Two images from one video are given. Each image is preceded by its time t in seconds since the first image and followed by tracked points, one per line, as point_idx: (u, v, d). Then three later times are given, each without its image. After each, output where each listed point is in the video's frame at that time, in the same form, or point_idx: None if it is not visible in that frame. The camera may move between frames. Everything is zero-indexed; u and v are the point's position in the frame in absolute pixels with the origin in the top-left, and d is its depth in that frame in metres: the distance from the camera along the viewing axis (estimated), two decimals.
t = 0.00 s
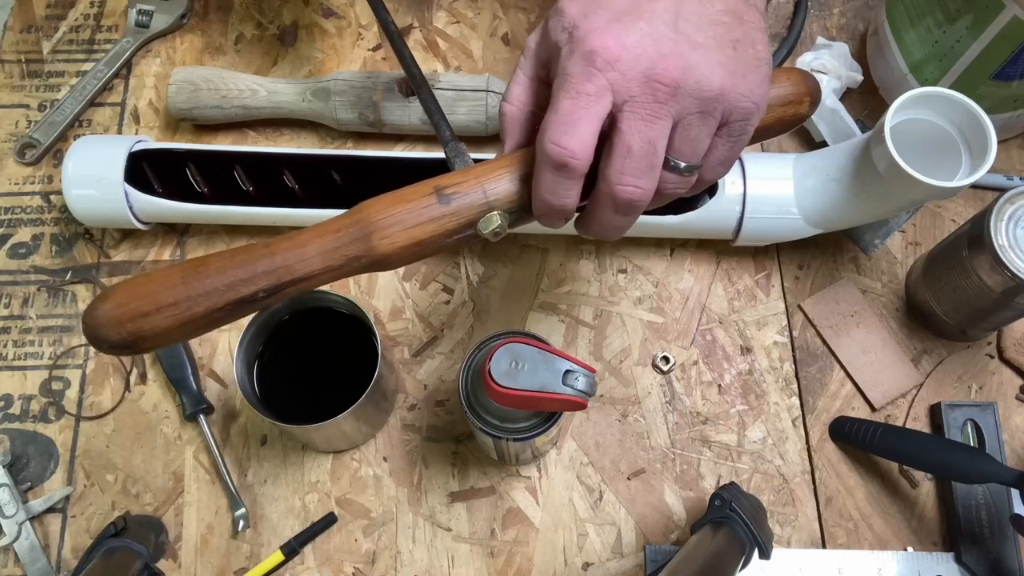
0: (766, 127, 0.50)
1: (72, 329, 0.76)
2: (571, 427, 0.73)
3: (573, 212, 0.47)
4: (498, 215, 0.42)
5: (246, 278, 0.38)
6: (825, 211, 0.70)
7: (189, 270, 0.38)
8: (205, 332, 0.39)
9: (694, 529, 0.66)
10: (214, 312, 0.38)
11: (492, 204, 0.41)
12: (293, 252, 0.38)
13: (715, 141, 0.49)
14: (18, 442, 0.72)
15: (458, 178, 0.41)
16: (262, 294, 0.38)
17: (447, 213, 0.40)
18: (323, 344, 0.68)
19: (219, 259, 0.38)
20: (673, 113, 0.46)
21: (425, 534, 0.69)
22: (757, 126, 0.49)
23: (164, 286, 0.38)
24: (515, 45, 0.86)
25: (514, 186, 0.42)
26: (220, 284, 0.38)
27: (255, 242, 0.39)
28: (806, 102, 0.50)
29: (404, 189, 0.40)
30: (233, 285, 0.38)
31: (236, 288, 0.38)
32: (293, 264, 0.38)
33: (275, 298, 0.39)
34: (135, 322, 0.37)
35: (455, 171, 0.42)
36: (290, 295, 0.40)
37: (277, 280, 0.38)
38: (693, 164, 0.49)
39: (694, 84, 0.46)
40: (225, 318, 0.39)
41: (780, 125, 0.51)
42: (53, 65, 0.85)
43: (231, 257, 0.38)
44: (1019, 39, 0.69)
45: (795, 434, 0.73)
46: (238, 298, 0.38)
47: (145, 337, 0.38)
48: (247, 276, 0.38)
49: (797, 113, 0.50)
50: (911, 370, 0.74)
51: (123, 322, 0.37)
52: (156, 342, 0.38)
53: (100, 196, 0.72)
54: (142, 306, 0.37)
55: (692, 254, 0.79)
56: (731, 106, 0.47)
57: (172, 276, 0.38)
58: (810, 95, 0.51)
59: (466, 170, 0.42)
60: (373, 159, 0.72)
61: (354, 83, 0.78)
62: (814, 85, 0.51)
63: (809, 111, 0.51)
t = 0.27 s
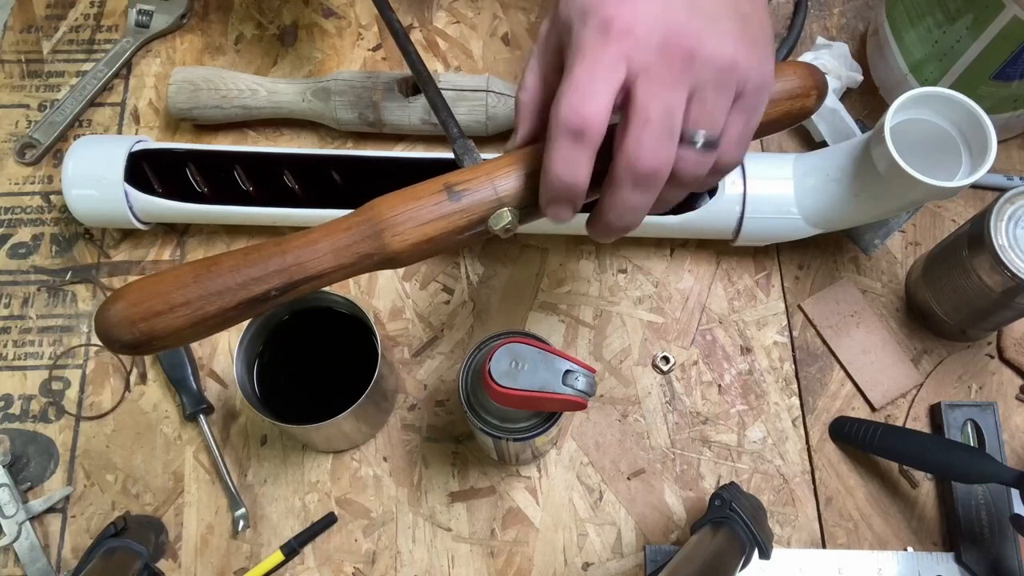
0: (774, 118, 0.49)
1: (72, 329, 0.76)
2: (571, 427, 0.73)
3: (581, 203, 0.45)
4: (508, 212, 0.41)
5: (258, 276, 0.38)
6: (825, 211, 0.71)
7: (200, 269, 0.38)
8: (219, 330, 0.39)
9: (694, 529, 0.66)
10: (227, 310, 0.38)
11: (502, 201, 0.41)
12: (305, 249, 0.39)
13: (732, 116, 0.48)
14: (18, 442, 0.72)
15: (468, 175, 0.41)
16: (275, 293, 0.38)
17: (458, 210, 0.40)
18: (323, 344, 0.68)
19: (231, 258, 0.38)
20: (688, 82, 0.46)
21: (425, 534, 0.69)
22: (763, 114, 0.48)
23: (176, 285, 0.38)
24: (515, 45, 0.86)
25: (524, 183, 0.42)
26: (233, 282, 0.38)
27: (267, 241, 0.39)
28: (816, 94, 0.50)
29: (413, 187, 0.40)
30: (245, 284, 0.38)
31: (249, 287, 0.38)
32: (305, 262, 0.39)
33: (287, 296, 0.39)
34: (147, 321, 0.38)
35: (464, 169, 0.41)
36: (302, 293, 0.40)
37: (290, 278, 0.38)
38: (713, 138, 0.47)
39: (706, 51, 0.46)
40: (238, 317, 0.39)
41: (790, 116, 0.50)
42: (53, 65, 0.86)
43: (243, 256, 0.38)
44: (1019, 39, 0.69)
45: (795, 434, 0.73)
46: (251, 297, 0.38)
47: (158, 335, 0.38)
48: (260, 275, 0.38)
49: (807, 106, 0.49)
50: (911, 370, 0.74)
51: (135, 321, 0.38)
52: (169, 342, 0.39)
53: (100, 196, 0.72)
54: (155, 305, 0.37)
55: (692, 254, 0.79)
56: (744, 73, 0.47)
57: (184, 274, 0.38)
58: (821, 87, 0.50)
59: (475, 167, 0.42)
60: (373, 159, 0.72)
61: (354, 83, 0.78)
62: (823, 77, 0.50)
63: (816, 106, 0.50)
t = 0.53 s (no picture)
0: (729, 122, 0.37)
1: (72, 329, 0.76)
2: (571, 427, 0.73)
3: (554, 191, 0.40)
4: (447, 207, 0.35)
5: (174, 264, 0.34)
6: (826, 211, 0.71)
7: (116, 254, 0.34)
8: (136, 321, 0.35)
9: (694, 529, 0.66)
10: (143, 298, 0.34)
11: (440, 194, 0.34)
12: (226, 237, 0.34)
13: (665, 22, 0.64)
14: (18, 442, 0.72)
15: (409, 166, 0.35)
16: (193, 282, 0.34)
17: (392, 203, 0.34)
18: (323, 344, 0.68)
19: (151, 242, 0.34)
20: None
21: (425, 534, 0.69)
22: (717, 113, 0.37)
23: (90, 269, 0.34)
24: (515, 45, 0.86)
25: (469, 175, 0.35)
26: (149, 268, 0.34)
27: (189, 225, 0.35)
28: (779, 100, 0.38)
29: (348, 177, 0.35)
30: (159, 271, 0.34)
31: (163, 275, 0.34)
32: (227, 251, 0.34)
33: (210, 287, 0.35)
34: (56, 306, 0.34)
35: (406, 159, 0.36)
36: (225, 285, 0.35)
37: (208, 268, 0.34)
38: None
39: None
40: (153, 307, 0.35)
41: (748, 124, 0.38)
42: (53, 65, 0.86)
43: (162, 241, 0.34)
44: (1019, 39, 0.69)
45: (795, 434, 0.73)
46: (165, 287, 0.34)
47: (67, 323, 0.34)
48: (176, 261, 0.34)
49: (765, 107, 0.38)
50: (911, 370, 0.74)
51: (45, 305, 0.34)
52: (83, 329, 0.35)
53: (100, 196, 0.72)
54: (65, 289, 0.34)
55: (692, 254, 0.79)
56: None
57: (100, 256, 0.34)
58: (786, 92, 0.38)
59: (424, 160, 0.35)
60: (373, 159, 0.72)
61: (354, 84, 0.78)
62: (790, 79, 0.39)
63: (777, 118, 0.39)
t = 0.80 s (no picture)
0: (702, 85, 0.33)
1: (72, 329, 0.76)
2: (571, 427, 0.73)
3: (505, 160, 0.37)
4: (384, 160, 0.32)
5: (85, 214, 0.32)
6: (826, 211, 0.71)
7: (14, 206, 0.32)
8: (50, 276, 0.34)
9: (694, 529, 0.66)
10: (49, 251, 0.32)
11: (374, 146, 0.31)
12: (140, 190, 0.32)
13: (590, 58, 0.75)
14: (18, 442, 0.72)
15: (341, 117, 0.32)
16: (103, 233, 0.32)
17: (320, 155, 0.31)
18: (323, 344, 0.68)
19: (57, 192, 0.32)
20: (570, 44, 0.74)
21: (425, 534, 0.69)
22: (687, 74, 0.32)
23: None
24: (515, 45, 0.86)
25: (411, 130, 0.31)
26: (53, 216, 0.32)
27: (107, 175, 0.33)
28: (756, 60, 0.33)
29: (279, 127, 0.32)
30: (62, 221, 0.32)
31: (72, 225, 0.32)
32: (141, 203, 0.32)
33: (124, 240, 0.33)
34: None
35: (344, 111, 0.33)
36: (141, 238, 0.33)
37: (119, 218, 0.32)
38: None
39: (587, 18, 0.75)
40: (61, 260, 0.33)
41: (722, 86, 0.33)
42: (53, 65, 0.86)
43: (75, 189, 0.32)
44: (1019, 39, 0.69)
45: (795, 434, 0.73)
46: (74, 237, 0.32)
47: None
48: (88, 211, 0.32)
49: (743, 68, 0.33)
50: (911, 370, 0.74)
51: None
52: None
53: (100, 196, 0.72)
54: None
55: (692, 254, 0.79)
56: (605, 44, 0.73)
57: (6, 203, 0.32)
58: (764, 52, 0.34)
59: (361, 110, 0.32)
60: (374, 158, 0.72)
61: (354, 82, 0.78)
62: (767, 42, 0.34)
63: (756, 79, 0.34)
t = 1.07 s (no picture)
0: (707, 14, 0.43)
1: (72, 330, 0.76)
2: (571, 427, 0.73)
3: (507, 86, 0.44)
4: (395, 75, 0.39)
5: (95, 131, 0.39)
6: (826, 211, 0.71)
7: (27, 123, 0.40)
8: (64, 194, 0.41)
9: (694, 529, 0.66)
10: (59, 167, 0.40)
11: (386, 61, 0.39)
12: (149, 109, 0.40)
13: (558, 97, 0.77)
14: (18, 442, 0.72)
15: (352, 37, 0.40)
16: (107, 151, 0.40)
17: (327, 72, 0.39)
18: (323, 344, 0.68)
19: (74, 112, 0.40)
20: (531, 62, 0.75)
21: (425, 534, 0.69)
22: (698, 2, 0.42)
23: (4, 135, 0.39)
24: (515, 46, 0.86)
25: (429, 44, 0.40)
26: (64, 135, 0.39)
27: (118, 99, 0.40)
28: None
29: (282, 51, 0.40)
30: (77, 136, 0.39)
31: (80, 140, 0.39)
32: (146, 120, 0.40)
33: (130, 159, 0.40)
34: None
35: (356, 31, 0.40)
36: (148, 155, 0.40)
37: (126, 135, 0.40)
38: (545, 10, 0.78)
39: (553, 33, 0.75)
40: (75, 180, 0.40)
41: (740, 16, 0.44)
42: (53, 65, 0.86)
43: (89, 113, 0.40)
44: (1019, 39, 0.69)
45: (795, 434, 0.73)
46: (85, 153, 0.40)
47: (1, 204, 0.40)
48: (100, 128, 0.39)
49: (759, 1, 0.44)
50: (911, 370, 0.74)
51: None
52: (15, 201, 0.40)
53: (102, 195, 0.72)
54: None
55: (692, 254, 0.79)
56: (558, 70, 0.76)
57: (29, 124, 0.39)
58: None
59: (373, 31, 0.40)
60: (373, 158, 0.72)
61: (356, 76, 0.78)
62: None
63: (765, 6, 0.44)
